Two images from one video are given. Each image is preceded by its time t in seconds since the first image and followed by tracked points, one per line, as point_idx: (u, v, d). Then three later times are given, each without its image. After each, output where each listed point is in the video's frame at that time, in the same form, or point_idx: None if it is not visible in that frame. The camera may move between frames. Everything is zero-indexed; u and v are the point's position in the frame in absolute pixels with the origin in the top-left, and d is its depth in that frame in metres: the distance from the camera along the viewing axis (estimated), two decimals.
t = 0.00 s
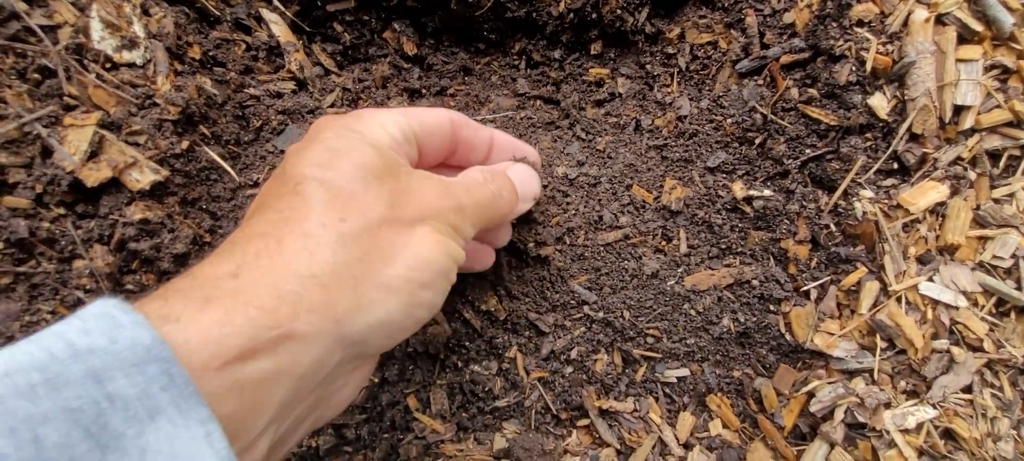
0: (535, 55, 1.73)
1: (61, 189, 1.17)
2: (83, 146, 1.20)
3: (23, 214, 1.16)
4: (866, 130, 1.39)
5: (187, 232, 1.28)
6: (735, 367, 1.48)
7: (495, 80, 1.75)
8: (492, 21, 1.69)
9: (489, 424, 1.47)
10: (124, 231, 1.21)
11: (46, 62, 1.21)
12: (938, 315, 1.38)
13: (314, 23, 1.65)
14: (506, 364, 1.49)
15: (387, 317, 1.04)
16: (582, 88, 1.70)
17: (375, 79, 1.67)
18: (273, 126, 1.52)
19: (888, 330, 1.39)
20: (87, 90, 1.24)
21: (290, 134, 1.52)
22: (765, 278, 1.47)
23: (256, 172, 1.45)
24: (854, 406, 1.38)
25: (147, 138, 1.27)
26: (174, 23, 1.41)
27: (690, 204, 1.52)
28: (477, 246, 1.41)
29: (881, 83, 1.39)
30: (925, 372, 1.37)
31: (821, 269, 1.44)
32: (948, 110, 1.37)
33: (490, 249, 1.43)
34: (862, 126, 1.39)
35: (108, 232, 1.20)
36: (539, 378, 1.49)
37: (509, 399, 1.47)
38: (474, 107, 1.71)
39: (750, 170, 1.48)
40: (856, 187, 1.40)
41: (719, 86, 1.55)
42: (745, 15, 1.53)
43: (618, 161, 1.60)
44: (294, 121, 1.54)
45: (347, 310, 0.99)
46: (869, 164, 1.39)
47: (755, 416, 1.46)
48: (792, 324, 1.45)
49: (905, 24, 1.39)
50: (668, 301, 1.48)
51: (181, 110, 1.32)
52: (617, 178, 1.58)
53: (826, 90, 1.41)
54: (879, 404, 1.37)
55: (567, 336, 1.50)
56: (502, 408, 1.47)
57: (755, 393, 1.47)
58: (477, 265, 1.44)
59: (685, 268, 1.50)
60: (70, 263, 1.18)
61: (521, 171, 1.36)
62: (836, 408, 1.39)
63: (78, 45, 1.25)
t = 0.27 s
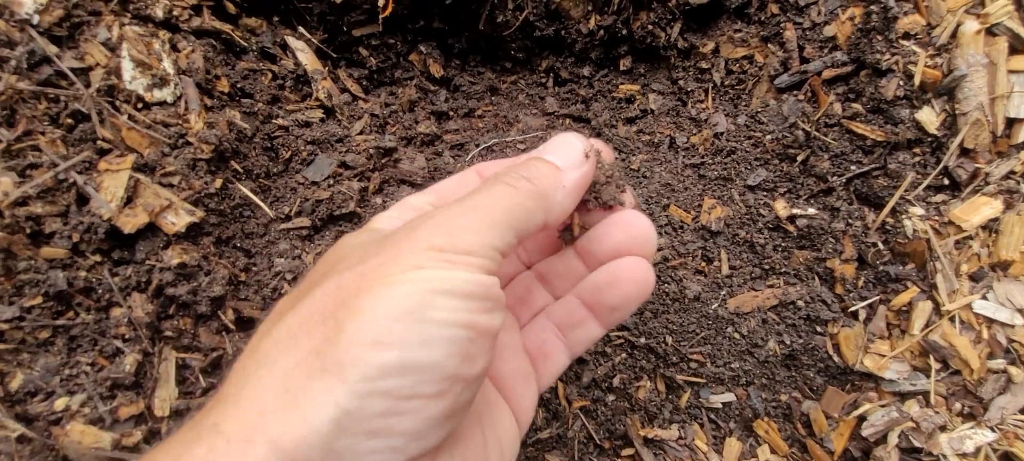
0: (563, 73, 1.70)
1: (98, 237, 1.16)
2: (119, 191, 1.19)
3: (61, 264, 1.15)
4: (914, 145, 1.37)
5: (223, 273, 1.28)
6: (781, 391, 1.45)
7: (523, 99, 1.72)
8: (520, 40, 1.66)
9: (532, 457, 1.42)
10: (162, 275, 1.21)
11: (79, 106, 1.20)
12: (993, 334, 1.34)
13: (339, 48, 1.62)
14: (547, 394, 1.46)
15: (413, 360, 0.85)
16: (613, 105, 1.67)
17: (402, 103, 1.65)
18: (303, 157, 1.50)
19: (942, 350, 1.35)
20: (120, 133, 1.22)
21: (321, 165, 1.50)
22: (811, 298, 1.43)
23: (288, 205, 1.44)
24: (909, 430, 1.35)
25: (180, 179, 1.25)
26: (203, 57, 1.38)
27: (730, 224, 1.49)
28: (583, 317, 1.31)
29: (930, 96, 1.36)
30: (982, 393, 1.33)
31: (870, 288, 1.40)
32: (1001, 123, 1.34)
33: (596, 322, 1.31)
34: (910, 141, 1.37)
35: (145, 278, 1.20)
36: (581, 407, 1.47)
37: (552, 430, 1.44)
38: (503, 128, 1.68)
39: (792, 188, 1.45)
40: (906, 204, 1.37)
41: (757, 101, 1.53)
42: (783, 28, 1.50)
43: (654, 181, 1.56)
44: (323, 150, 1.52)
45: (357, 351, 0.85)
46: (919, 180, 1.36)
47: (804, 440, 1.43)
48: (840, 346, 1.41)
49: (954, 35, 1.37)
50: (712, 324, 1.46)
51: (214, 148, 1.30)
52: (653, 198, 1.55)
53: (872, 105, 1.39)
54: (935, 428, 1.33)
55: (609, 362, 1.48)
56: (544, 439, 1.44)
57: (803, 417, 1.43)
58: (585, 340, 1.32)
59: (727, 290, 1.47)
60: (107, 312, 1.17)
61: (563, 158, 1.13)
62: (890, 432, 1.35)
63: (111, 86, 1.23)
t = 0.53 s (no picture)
0: (559, 74, 1.68)
1: (94, 262, 1.15)
2: (113, 216, 1.18)
3: (58, 291, 1.14)
4: (921, 133, 1.35)
5: (223, 292, 1.27)
6: (794, 388, 1.42)
7: (519, 102, 1.69)
8: (515, 42, 1.64)
9: None
10: (161, 298, 1.19)
11: (70, 130, 1.18)
12: (1009, 323, 1.30)
13: (332, 59, 1.60)
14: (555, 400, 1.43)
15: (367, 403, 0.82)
16: (611, 104, 1.65)
17: (397, 111, 1.63)
18: (300, 170, 1.48)
19: (958, 341, 1.32)
20: (113, 156, 1.21)
21: (318, 178, 1.48)
22: (821, 293, 1.40)
23: (286, 219, 1.42)
24: (927, 424, 1.31)
25: (176, 199, 1.24)
26: (195, 74, 1.36)
27: (735, 220, 1.46)
28: (623, 348, 1.26)
29: (935, 83, 1.34)
30: (1000, 383, 1.29)
31: (880, 280, 1.37)
32: (1010, 107, 1.32)
33: (637, 353, 1.26)
34: (918, 129, 1.35)
35: (144, 301, 1.18)
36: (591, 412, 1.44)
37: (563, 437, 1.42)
38: (501, 131, 1.66)
39: (798, 181, 1.43)
40: (914, 193, 1.35)
41: (758, 94, 1.50)
42: (783, 19, 1.48)
43: (658, 179, 1.53)
44: (320, 164, 1.50)
45: (305, 405, 0.84)
46: (927, 169, 1.34)
47: (819, 438, 1.40)
48: (853, 340, 1.38)
49: (958, 20, 1.35)
50: (721, 323, 1.43)
51: (208, 167, 1.29)
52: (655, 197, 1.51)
53: (876, 93, 1.37)
54: (953, 421, 1.29)
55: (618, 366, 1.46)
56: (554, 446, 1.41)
57: (817, 415, 1.40)
58: (626, 372, 1.27)
59: (735, 287, 1.44)
60: (106, 338, 1.16)
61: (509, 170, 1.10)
62: (908, 427, 1.32)
63: (101, 108, 1.21)
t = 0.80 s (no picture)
0: (543, 92, 1.62)
1: (58, 325, 1.12)
2: (76, 276, 1.14)
3: (21, 359, 1.11)
4: (922, 144, 1.30)
5: (200, 345, 1.21)
6: (802, 413, 1.32)
7: (504, 123, 1.63)
8: (495, 63, 1.58)
9: None
10: (132, 358, 1.15)
11: (28, 188, 1.16)
12: None
13: (307, 89, 1.55)
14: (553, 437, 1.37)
15: None
16: (598, 122, 1.59)
17: (378, 139, 1.57)
18: (277, 209, 1.40)
19: (971, 361, 1.25)
20: (75, 211, 1.18)
21: (297, 216, 1.41)
22: (825, 314, 1.33)
23: (265, 262, 1.35)
24: (943, 450, 1.24)
25: (145, 251, 1.20)
26: (161, 118, 1.31)
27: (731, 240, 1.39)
28: (679, 441, 1.16)
29: (934, 91, 1.30)
30: (1017, 404, 1.23)
31: (887, 299, 1.31)
32: (1015, 115, 1.27)
33: (695, 447, 1.16)
34: (918, 141, 1.30)
35: (114, 363, 1.14)
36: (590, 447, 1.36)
37: None
38: (485, 156, 1.60)
39: (794, 197, 1.37)
40: (917, 207, 1.29)
41: (749, 107, 1.45)
42: (772, 29, 1.43)
43: (649, 200, 1.47)
44: (298, 200, 1.43)
45: None
46: (930, 181, 1.29)
47: None
48: (860, 362, 1.30)
49: (956, 24, 1.31)
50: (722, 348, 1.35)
51: (178, 215, 1.24)
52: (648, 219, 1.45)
53: (873, 105, 1.33)
54: (970, 445, 1.23)
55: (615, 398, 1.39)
56: None
57: (827, 440, 1.31)
58: None
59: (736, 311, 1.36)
60: (77, 402, 1.12)
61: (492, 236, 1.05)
62: (922, 452, 1.24)
63: (61, 162, 1.19)
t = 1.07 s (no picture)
0: (538, 95, 1.58)
1: (43, 351, 1.08)
2: (60, 299, 1.10)
3: (6, 385, 1.06)
4: (930, 141, 1.26)
5: (191, 364, 1.17)
6: (811, 418, 1.29)
7: (499, 128, 1.60)
8: (488, 66, 1.55)
9: None
10: (121, 381, 1.11)
11: (7, 209, 1.12)
12: None
13: (296, 98, 1.51)
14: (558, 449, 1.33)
15: None
16: (595, 124, 1.55)
17: (370, 148, 1.54)
18: (269, 221, 1.37)
19: (984, 363, 1.21)
20: (57, 232, 1.14)
21: (289, 228, 1.37)
22: (832, 316, 1.29)
23: (257, 276, 1.31)
24: (957, 455, 1.20)
25: (131, 271, 1.16)
26: (145, 132, 1.27)
27: (735, 243, 1.36)
28: None
29: (942, 86, 1.26)
30: None
31: (896, 300, 1.27)
32: None
33: None
34: (926, 137, 1.26)
35: (102, 387, 1.10)
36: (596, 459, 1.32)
37: None
38: (480, 162, 1.56)
39: (799, 198, 1.34)
40: (926, 206, 1.25)
41: (750, 106, 1.42)
42: (771, 26, 1.40)
43: (649, 203, 1.44)
44: (290, 212, 1.39)
45: None
46: (939, 178, 1.25)
47: None
48: (870, 365, 1.26)
49: (962, 17, 1.27)
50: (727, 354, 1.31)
51: (165, 232, 1.21)
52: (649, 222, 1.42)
53: (878, 101, 1.28)
54: (985, 449, 1.18)
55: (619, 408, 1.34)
56: None
57: (837, 446, 1.27)
58: None
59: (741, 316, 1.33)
60: (65, 427, 1.08)
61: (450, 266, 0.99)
62: (935, 457, 1.20)
63: (42, 182, 1.15)
